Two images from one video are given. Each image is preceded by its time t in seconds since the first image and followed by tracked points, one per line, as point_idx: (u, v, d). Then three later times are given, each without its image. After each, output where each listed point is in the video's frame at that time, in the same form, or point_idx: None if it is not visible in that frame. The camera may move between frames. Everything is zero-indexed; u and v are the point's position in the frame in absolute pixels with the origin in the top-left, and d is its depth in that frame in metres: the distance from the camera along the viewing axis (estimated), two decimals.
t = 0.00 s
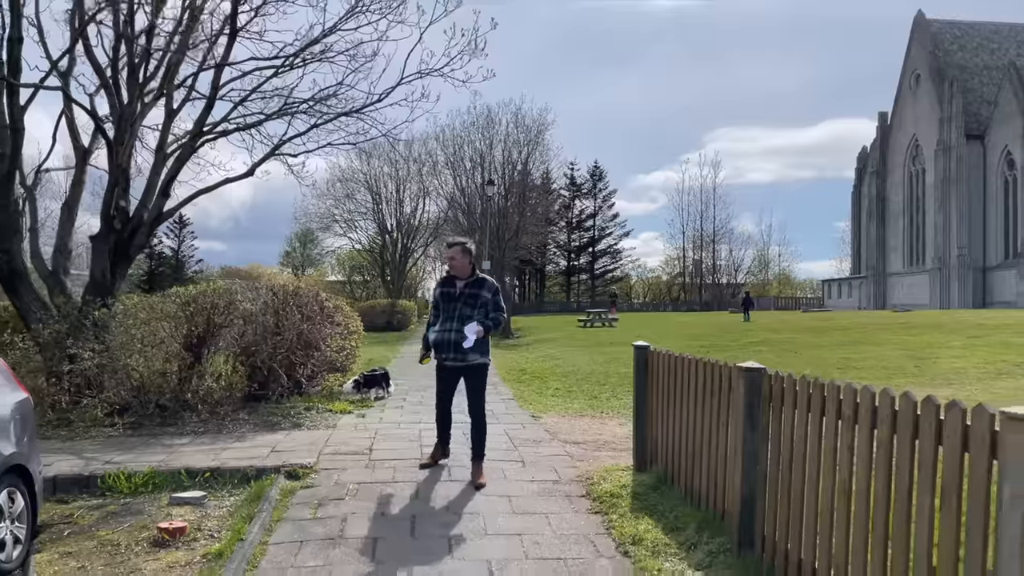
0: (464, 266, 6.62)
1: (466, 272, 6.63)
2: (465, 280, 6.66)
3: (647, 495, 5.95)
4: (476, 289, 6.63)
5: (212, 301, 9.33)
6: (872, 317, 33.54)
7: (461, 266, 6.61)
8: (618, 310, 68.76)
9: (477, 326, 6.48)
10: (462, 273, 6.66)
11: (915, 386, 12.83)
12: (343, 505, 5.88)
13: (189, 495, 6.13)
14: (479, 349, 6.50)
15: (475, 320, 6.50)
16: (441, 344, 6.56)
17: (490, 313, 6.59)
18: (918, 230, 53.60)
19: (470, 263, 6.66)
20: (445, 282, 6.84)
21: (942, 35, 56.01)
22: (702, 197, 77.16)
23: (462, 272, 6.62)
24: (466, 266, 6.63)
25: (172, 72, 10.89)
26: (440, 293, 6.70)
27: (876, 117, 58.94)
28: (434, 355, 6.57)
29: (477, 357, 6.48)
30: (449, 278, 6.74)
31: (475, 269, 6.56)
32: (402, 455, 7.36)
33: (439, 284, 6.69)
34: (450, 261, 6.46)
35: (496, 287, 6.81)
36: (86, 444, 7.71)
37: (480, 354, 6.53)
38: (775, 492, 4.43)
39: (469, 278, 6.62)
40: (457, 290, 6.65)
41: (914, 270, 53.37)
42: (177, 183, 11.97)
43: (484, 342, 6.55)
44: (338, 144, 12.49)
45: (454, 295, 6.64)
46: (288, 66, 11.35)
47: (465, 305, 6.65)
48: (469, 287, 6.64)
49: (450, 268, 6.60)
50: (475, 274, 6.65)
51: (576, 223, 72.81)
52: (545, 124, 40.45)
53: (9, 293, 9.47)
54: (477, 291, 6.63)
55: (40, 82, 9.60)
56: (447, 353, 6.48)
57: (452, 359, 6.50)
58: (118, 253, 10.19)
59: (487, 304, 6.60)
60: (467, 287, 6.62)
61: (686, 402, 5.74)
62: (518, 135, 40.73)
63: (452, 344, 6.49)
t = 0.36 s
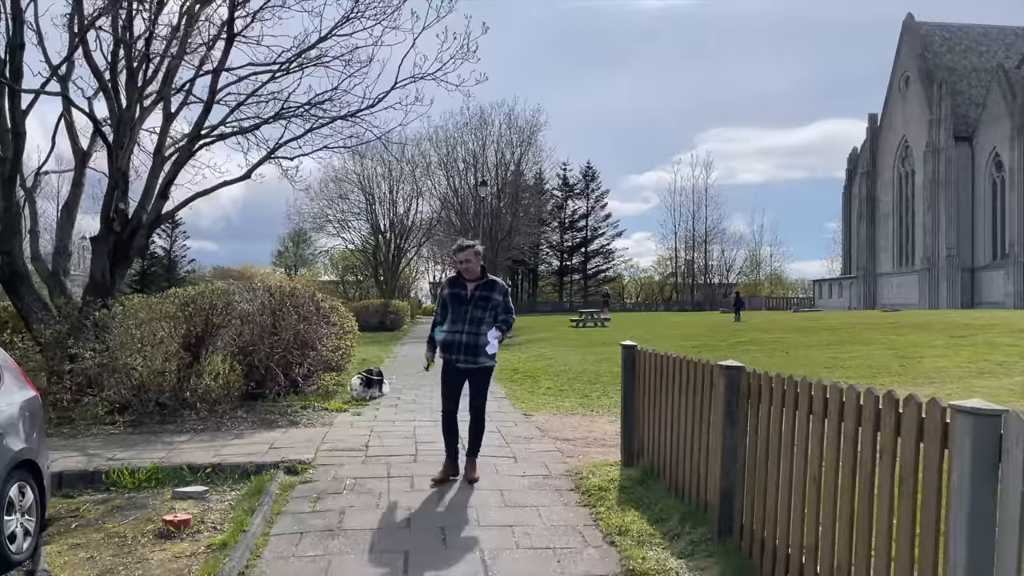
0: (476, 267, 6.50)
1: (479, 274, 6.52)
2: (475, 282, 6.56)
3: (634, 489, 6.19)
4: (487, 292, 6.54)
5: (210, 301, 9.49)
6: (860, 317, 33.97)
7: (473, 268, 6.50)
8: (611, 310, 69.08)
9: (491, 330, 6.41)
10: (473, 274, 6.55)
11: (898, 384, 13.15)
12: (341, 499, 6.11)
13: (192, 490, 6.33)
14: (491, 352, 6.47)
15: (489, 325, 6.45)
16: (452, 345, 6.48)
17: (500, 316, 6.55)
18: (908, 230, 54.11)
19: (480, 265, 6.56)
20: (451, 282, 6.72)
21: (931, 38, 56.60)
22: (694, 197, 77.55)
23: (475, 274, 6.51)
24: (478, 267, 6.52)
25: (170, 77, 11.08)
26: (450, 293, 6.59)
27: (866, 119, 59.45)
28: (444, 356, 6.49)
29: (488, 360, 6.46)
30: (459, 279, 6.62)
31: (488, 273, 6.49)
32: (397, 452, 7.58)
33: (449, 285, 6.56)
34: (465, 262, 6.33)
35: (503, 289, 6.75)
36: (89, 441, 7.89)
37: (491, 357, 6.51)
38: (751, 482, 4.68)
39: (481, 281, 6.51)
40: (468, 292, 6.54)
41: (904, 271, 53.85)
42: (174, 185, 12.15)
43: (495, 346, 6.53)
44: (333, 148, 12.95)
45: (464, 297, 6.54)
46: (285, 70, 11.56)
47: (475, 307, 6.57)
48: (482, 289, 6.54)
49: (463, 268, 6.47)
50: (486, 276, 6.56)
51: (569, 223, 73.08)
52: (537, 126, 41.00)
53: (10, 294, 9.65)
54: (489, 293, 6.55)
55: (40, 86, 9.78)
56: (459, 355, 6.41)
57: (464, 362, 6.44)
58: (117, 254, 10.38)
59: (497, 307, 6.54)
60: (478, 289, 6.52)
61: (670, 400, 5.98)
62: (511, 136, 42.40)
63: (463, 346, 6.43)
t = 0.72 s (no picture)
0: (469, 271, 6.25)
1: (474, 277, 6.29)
2: (468, 286, 6.30)
3: (616, 479, 6.44)
4: (482, 295, 6.29)
5: (205, 299, 9.74)
6: (848, 316, 34.36)
7: (466, 272, 6.24)
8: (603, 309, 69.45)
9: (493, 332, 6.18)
10: (465, 278, 6.28)
11: (880, 381, 13.45)
12: (333, 489, 6.34)
13: (189, 481, 6.56)
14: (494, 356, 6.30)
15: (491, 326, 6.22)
16: (453, 352, 6.20)
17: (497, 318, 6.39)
18: (896, 230, 54.62)
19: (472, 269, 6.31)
20: (437, 287, 6.37)
21: (920, 39, 57.10)
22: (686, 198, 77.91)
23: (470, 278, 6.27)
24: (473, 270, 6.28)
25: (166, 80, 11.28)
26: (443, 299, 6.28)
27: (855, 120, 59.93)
28: (448, 364, 6.18)
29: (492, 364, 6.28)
30: (449, 283, 6.31)
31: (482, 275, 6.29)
32: (388, 445, 7.82)
33: (443, 290, 6.23)
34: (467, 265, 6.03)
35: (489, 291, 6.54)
36: (87, 436, 8.10)
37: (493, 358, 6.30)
38: (721, 468, 4.95)
39: (475, 284, 6.27)
40: (463, 297, 6.26)
41: (893, 270, 54.38)
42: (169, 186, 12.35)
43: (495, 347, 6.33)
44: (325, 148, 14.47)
45: (460, 303, 6.24)
46: (279, 73, 11.79)
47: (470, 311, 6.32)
48: (477, 292, 6.30)
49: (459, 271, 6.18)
50: (478, 279, 6.33)
51: (561, 223, 73.44)
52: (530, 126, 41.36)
53: (9, 293, 9.85)
54: (483, 296, 6.31)
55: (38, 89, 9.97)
56: (464, 361, 6.13)
57: (469, 367, 6.17)
58: (113, 254, 10.60)
59: (493, 310, 6.35)
60: (473, 294, 6.26)
61: (649, 395, 6.25)
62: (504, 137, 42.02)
63: (469, 353, 6.17)
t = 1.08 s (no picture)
0: (461, 270, 6.39)
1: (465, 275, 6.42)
2: (462, 285, 6.43)
3: (599, 473, 6.72)
4: (475, 293, 6.41)
5: (201, 300, 9.97)
6: (836, 317, 34.78)
7: (459, 270, 6.39)
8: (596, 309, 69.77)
9: (483, 329, 6.27)
10: (459, 277, 6.42)
11: (862, 381, 13.79)
12: (326, 485, 6.59)
13: (187, 477, 6.79)
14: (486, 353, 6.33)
15: (482, 324, 6.31)
16: (444, 349, 6.30)
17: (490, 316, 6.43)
18: (887, 231, 55.11)
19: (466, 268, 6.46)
20: (434, 287, 6.56)
21: (909, 41, 57.53)
22: (679, 198, 78.23)
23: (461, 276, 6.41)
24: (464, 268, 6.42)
25: (163, 85, 11.49)
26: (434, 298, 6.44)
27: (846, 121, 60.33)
28: (440, 361, 6.27)
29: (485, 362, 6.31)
30: (443, 282, 6.47)
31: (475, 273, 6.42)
32: (381, 442, 8.08)
33: (436, 289, 6.39)
34: (455, 262, 6.20)
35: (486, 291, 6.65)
36: (88, 434, 8.31)
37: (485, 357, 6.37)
38: (696, 462, 5.22)
39: (468, 282, 6.39)
40: (456, 295, 6.39)
41: (883, 271, 54.83)
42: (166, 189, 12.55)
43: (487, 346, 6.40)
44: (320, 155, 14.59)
45: (453, 301, 6.37)
46: (274, 79, 12.02)
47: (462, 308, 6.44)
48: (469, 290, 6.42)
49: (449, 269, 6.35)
50: (472, 278, 6.46)
51: (555, 223, 73.72)
52: (522, 128, 41.71)
53: (9, 294, 10.05)
54: (477, 294, 6.43)
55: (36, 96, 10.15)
56: (455, 359, 6.23)
57: (460, 365, 6.27)
58: (112, 255, 10.82)
59: (487, 308, 6.43)
60: (467, 292, 6.39)
61: (631, 391, 6.51)
62: (497, 139, 42.72)
63: (461, 349, 6.24)
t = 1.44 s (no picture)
0: (467, 274, 6.23)
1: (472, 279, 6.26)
2: (469, 290, 6.29)
3: (587, 465, 7.00)
4: (481, 299, 6.27)
5: (202, 300, 10.25)
6: (827, 316, 35.17)
7: (465, 274, 6.23)
8: (592, 309, 70.09)
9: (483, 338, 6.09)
10: (466, 281, 6.29)
11: (847, 378, 14.12)
12: (325, 476, 6.86)
13: (191, 470, 7.05)
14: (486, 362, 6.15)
15: (482, 332, 6.13)
16: (446, 355, 6.21)
17: (494, 323, 6.23)
18: (879, 231, 55.55)
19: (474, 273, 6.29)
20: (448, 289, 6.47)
21: (902, 43, 57.99)
22: (673, 198, 78.65)
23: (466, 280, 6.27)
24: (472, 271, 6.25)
25: (164, 89, 11.73)
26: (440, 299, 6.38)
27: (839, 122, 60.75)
28: (438, 366, 6.22)
29: (483, 370, 6.14)
30: (453, 285, 6.37)
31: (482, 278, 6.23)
32: (377, 437, 8.35)
33: (443, 293, 6.32)
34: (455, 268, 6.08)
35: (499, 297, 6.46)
36: (92, 429, 8.56)
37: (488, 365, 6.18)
38: (677, 452, 5.48)
39: (474, 287, 6.24)
40: (462, 300, 6.28)
41: (876, 270, 55.23)
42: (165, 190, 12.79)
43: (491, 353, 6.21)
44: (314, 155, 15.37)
45: (458, 306, 6.27)
46: (272, 83, 12.29)
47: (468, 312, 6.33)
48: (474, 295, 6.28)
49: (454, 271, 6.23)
50: (479, 283, 6.29)
51: (550, 224, 74.06)
52: (517, 129, 42.05)
53: (14, 294, 10.31)
54: (483, 301, 6.28)
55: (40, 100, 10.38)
56: (453, 365, 6.13)
57: (458, 371, 6.15)
58: (114, 256, 11.09)
59: (492, 315, 6.24)
60: (472, 297, 6.26)
61: (619, 388, 6.77)
62: (492, 140, 43.15)
63: (458, 355, 6.14)
